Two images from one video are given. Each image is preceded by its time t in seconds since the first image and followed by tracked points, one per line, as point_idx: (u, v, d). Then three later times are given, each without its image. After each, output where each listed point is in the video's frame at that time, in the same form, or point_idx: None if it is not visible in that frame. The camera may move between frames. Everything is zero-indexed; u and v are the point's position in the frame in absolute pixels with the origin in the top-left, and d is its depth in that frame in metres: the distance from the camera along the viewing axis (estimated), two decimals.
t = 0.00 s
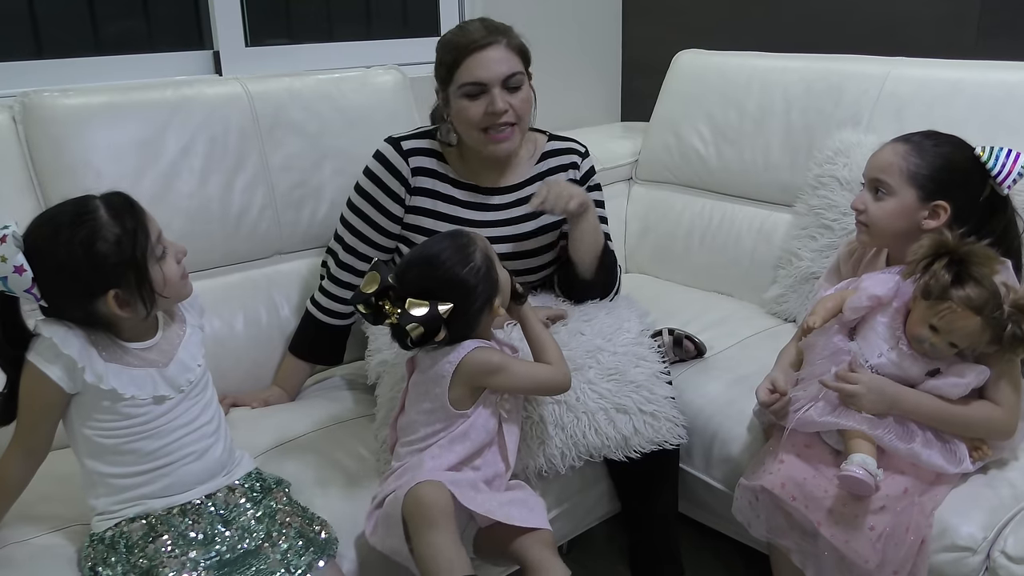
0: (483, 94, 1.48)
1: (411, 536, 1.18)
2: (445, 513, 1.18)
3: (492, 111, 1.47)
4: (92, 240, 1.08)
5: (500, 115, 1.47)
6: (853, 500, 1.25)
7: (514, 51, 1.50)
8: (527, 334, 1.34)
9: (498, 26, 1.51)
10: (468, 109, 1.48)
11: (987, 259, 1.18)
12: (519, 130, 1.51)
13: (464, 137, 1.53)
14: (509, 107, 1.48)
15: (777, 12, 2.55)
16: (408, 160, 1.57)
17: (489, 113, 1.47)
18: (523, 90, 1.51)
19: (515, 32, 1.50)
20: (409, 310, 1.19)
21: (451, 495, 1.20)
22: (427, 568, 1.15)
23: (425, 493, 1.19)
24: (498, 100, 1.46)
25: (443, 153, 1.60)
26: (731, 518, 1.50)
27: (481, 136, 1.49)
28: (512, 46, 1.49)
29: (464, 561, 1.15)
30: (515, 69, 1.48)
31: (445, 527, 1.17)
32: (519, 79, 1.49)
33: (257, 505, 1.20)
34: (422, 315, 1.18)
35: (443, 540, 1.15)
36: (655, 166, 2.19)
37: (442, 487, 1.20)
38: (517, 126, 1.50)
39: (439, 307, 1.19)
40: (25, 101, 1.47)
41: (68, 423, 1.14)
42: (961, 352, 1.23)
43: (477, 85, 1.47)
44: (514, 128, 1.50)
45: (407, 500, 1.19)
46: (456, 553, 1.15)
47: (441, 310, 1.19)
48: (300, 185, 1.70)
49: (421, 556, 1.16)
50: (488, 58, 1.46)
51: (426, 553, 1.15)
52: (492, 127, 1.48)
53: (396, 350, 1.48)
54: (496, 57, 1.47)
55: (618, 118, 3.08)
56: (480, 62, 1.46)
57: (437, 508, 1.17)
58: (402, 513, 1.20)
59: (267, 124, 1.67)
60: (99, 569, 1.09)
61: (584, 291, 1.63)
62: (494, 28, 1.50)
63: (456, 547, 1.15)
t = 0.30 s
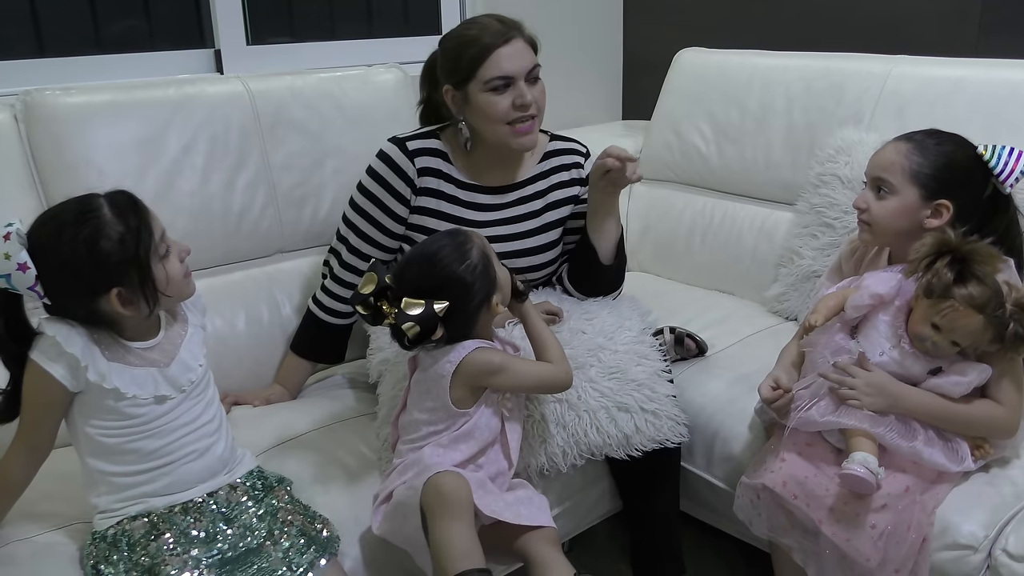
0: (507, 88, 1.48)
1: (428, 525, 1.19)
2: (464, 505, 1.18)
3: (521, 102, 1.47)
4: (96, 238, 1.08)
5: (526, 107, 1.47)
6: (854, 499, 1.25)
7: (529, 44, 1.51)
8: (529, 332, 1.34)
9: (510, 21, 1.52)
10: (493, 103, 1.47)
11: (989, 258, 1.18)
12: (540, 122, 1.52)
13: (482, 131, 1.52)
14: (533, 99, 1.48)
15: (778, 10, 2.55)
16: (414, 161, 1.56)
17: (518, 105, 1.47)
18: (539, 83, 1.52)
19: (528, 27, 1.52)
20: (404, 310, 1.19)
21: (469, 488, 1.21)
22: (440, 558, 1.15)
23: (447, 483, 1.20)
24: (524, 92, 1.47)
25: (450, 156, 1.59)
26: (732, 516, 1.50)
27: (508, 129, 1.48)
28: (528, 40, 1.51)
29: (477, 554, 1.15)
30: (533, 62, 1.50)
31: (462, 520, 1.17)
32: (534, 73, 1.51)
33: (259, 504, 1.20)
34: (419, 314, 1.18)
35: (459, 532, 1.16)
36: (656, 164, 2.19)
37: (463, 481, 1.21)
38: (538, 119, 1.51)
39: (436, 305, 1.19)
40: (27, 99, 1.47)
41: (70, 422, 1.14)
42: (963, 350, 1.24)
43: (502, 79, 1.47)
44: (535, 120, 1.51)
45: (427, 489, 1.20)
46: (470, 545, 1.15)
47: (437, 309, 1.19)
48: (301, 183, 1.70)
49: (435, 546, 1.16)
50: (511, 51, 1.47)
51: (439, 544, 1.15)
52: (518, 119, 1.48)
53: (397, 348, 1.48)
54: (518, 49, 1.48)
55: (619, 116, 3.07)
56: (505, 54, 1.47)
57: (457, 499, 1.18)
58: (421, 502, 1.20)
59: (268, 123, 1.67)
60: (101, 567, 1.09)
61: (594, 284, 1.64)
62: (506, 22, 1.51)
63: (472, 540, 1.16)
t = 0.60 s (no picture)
0: (502, 87, 1.48)
1: (432, 521, 1.20)
2: (468, 502, 1.19)
3: (515, 101, 1.46)
4: (99, 239, 1.08)
5: (520, 106, 1.46)
6: (856, 497, 1.26)
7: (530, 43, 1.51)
8: (531, 332, 1.35)
9: (513, 20, 1.52)
10: (489, 100, 1.47)
11: (991, 257, 1.18)
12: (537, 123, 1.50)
13: (482, 130, 1.52)
14: (529, 99, 1.48)
15: (779, 8, 2.55)
16: (416, 159, 1.56)
17: (512, 104, 1.46)
18: (540, 83, 1.51)
19: (530, 26, 1.51)
20: (403, 307, 1.20)
21: (474, 485, 1.22)
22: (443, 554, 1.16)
23: (451, 481, 1.20)
24: (520, 92, 1.46)
25: (452, 152, 1.59)
26: (734, 514, 1.50)
27: (503, 127, 1.48)
28: (528, 39, 1.50)
29: (479, 551, 1.15)
30: (532, 62, 1.49)
31: (465, 517, 1.18)
32: (535, 71, 1.50)
33: (261, 502, 1.21)
34: (415, 312, 1.20)
35: (462, 529, 1.16)
36: (657, 163, 2.19)
37: (467, 478, 1.22)
38: (535, 119, 1.50)
39: (433, 304, 1.20)
40: (28, 98, 1.47)
41: (73, 422, 1.14)
42: (964, 349, 1.24)
43: (498, 77, 1.47)
44: (535, 119, 1.49)
45: (431, 485, 1.21)
46: (473, 542, 1.16)
47: (434, 308, 1.20)
48: (303, 182, 1.70)
49: (438, 542, 1.17)
50: (508, 49, 1.47)
51: (443, 540, 1.16)
52: (514, 118, 1.47)
53: (399, 347, 1.48)
54: (515, 48, 1.47)
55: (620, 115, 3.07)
56: (500, 53, 1.46)
57: (462, 497, 1.19)
58: (424, 498, 1.21)
59: (270, 121, 1.67)
60: (104, 565, 1.10)
61: (593, 286, 1.64)
62: (509, 21, 1.51)
63: (475, 538, 1.17)
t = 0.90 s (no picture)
0: (488, 90, 1.48)
1: (438, 519, 1.20)
2: (476, 502, 1.19)
3: (495, 105, 1.46)
4: (101, 243, 1.08)
5: (501, 111, 1.46)
6: (857, 497, 1.26)
7: (523, 49, 1.50)
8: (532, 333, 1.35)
9: (510, 24, 1.52)
10: (472, 103, 1.48)
11: (992, 257, 1.18)
12: (521, 128, 1.50)
13: (469, 130, 1.53)
14: (512, 104, 1.47)
15: (779, 8, 2.55)
16: (411, 158, 1.58)
17: (492, 108, 1.46)
18: (529, 89, 1.50)
19: (525, 31, 1.51)
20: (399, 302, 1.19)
21: (481, 485, 1.22)
22: (450, 554, 1.16)
23: (461, 480, 1.20)
24: (502, 96, 1.46)
25: (444, 147, 1.60)
26: (735, 514, 1.50)
27: (484, 130, 1.49)
28: (520, 44, 1.50)
29: (486, 552, 1.16)
30: (521, 67, 1.48)
31: (473, 516, 1.18)
32: (524, 77, 1.49)
33: (262, 504, 1.21)
34: (412, 308, 1.18)
35: (470, 529, 1.16)
36: (658, 162, 2.19)
37: (475, 478, 1.22)
38: (518, 124, 1.49)
39: (429, 300, 1.20)
40: (29, 101, 1.47)
41: (75, 425, 1.15)
42: (964, 349, 1.24)
43: (482, 81, 1.47)
44: (517, 124, 1.49)
45: (439, 484, 1.20)
46: (480, 543, 1.16)
47: (431, 304, 1.19)
48: (303, 183, 1.71)
49: (445, 542, 1.17)
50: (495, 54, 1.47)
51: (449, 539, 1.16)
52: (495, 122, 1.48)
53: (399, 348, 1.49)
54: (503, 53, 1.47)
55: (621, 115, 3.07)
56: (486, 57, 1.47)
57: (469, 496, 1.18)
58: (432, 498, 1.20)
59: (270, 123, 1.67)
60: (106, 568, 1.10)
61: (577, 290, 1.62)
62: (505, 25, 1.51)
63: (482, 537, 1.17)
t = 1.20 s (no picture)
0: (480, 94, 1.48)
1: (437, 522, 1.20)
2: (474, 504, 1.19)
3: (488, 110, 1.46)
4: (101, 244, 1.08)
5: (493, 115, 1.47)
6: (856, 500, 1.26)
7: (515, 53, 1.50)
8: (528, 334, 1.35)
9: (502, 27, 1.52)
10: (464, 107, 1.48)
11: (990, 262, 1.19)
12: (514, 132, 1.50)
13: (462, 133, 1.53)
14: (504, 108, 1.47)
15: (780, 10, 2.55)
16: (404, 157, 1.58)
17: (484, 114, 1.46)
18: (521, 93, 1.50)
19: (517, 35, 1.50)
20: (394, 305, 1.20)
21: (478, 487, 1.22)
22: (449, 556, 1.16)
23: (460, 482, 1.20)
24: (493, 101, 1.46)
25: (440, 147, 1.60)
26: (734, 517, 1.50)
27: (477, 135, 1.49)
28: (512, 48, 1.49)
29: (485, 554, 1.16)
30: (513, 71, 1.48)
31: (473, 518, 1.18)
32: (517, 81, 1.49)
33: (262, 505, 1.21)
34: (406, 310, 1.19)
35: (470, 532, 1.17)
36: (658, 165, 2.19)
37: (474, 481, 1.22)
38: (511, 128, 1.50)
39: (424, 302, 1.20)
40: (30, 101, 1.47)
41: (75, 425, 1.15)
42: (963, 354, 1.24)
43: (474, 85, 1.47)
44: (511, 128, 1.50)
45: (438, 486, 1.20)
46: (479, 545, 1.16)
47: (425, 307, 1.20)
48: (304, 185, 1.71)
49: (443, 544, 1.17)
50: (487, 59, 1.46)
51: (448, 541, 1.16)
52: (488, 127, 1.48)
53: (399, 349, 1.49)
54: (495, 58, 1.47)
55: (621, 116, 3.07)
56: (477, 62, 1.46)
57: (468, 498, 1.19)
58: (430, 501, 1.20)
59: (271, 124, 1.67)
60: (105, 568, 1.10)
61: (578, 294, 1.62)
62: (497, 28, 1.51)
63: (481, 540, 1.17)
